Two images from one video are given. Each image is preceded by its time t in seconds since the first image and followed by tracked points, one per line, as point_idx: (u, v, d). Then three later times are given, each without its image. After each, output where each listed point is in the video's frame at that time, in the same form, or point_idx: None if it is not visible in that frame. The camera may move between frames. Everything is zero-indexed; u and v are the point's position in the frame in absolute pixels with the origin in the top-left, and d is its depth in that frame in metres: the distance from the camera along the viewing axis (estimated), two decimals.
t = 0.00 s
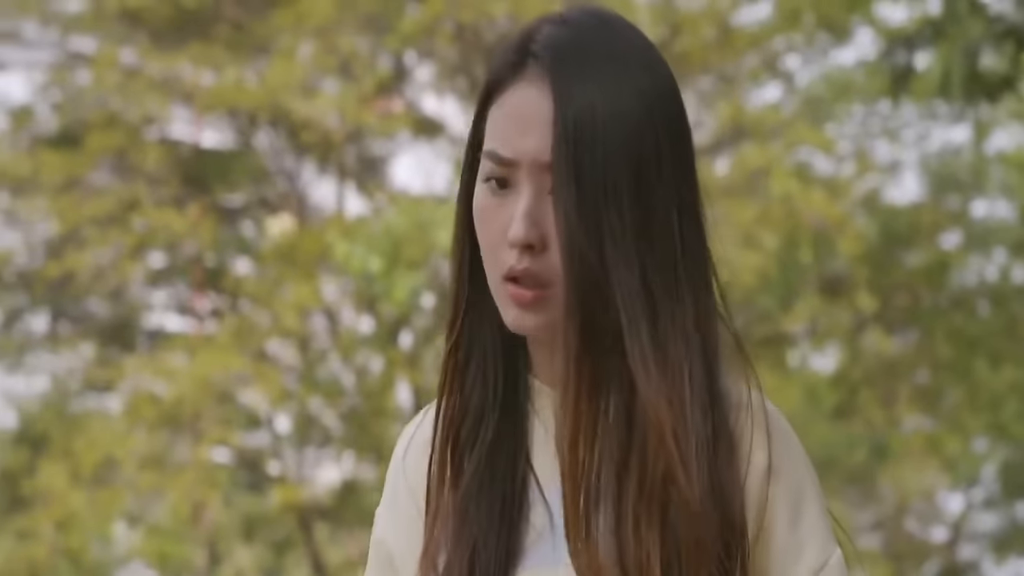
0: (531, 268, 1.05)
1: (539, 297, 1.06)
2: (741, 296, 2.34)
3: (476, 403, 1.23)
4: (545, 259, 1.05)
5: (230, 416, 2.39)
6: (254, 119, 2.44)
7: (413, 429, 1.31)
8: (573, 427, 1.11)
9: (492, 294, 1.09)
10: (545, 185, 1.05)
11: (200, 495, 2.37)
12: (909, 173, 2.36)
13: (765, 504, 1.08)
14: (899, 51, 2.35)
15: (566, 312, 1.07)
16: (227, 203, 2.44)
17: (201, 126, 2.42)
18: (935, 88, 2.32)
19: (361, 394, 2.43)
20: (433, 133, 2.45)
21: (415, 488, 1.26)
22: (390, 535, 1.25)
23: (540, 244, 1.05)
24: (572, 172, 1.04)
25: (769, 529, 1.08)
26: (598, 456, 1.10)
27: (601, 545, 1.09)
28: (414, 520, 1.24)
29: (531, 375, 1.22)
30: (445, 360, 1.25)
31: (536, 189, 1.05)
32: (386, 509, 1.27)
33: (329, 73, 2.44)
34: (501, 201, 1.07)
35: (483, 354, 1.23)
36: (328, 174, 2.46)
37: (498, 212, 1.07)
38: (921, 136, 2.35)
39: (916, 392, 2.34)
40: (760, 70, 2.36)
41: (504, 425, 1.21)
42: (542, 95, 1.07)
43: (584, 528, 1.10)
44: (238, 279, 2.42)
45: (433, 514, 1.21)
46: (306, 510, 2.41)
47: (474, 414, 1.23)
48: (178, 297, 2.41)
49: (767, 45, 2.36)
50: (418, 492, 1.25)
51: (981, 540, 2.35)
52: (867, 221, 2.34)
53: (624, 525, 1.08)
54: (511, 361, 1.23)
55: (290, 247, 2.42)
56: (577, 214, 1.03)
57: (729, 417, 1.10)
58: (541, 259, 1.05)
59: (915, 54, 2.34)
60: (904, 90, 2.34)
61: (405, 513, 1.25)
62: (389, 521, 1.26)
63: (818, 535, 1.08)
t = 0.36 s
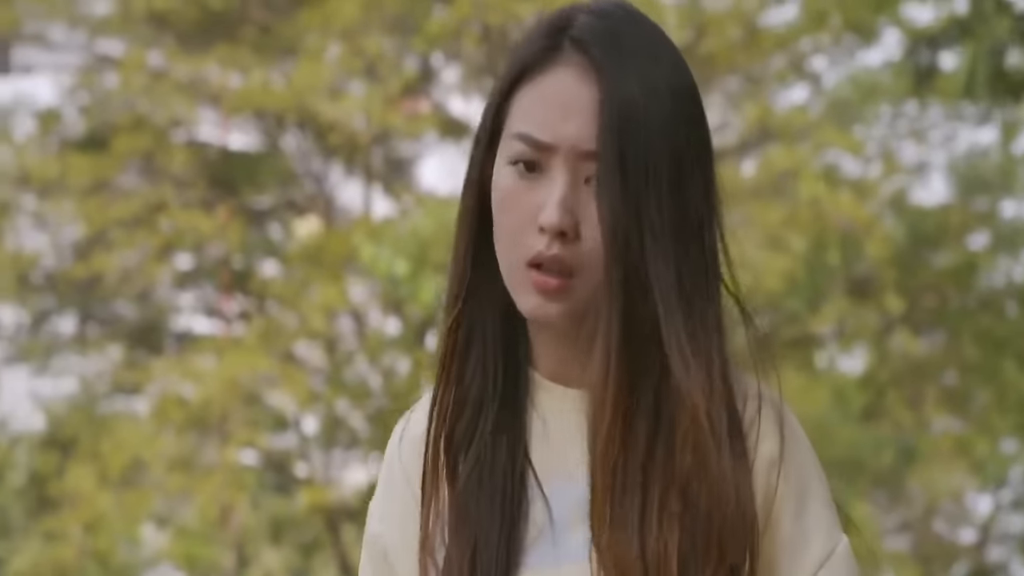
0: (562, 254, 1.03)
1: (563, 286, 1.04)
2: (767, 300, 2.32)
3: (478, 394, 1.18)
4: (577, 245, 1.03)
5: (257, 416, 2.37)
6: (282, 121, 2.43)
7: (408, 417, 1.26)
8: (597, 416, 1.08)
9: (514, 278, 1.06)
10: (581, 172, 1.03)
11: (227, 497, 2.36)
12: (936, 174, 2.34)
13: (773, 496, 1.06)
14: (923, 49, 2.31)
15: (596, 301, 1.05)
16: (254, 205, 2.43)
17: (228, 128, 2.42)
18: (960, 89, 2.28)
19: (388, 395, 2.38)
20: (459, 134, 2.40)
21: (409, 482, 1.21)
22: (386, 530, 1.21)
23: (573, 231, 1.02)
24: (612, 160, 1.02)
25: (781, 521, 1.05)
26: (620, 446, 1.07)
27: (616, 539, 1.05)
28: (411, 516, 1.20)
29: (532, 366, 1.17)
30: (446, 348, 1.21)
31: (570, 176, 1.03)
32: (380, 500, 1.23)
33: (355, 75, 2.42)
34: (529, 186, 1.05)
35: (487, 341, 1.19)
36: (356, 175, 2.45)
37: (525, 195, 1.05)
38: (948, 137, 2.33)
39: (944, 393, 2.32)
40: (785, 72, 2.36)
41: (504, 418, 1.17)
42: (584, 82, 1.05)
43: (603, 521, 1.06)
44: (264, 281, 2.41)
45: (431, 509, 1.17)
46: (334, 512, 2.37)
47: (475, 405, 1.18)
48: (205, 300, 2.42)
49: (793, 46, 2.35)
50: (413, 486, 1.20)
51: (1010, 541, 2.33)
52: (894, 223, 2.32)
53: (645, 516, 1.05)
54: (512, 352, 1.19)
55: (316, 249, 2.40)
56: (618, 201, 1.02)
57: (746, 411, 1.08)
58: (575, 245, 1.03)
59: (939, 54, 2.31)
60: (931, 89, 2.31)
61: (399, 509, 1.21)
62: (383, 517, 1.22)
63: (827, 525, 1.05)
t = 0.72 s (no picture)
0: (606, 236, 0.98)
1: (601, 268, 0.99)
2: (789, 302, 2.31)
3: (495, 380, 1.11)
4: (621, 228, 0.98)
5: (278, 420, 2.36)
6: (302, 124, 2.42)
7: (406, 411, 1.17)
8: (632, 409, 1.02)
9: (544, 262, 1.01)
10: (626, 155, 0.99)
11: (249, 501, 2.35)
12: (957, 176, 2.31)
13: (786, 485, 1.01)
14: (942, 49, 2.30)
15: (633, 286, 1.00)
16: (276, 208, 2.43)
17: (249, 130, 2.42)
18: (979, 91, 2.27)
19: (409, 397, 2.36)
20: (480, 136, 2.39)
21: (415, 472, 1.12)
22: (389, 520, 1.11)
23: (620, 212, 0.98)
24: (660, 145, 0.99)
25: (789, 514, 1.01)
26: (654, 440, 1.01)
27: (636, 530, 1.00)
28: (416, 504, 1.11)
29: (542, 359, 1.10)
30: (460, 334, 1.13)
31: (616, 156, 0.99)
32: (375, 494, 1.13)
33: (376, 78, 2.41)
34: (570, 164, 1.01)
35: (502, 332, 1.12)
36: (378, 178, 2.43)
37: (563, 173, 1.01)
38: (970, 138, 2.30)
39: (965, 396, 2.29)
40: (807, 74, 2.34)
41: (516, 412, 1.09)
42: (633, 69, 1.01)
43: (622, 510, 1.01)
44: (286, 284, 2.40)
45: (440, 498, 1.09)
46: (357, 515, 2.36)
47: (488, 397, 1.11)
48: (226, 303, 2.41)
49: (814, 48, 2.34)
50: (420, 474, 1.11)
51: None
52: (915, 226, 2.30)
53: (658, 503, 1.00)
54: (525, 343, 1.12)
55: (337, 252, 2.39)
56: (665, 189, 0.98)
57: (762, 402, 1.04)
58: (618, 225, 0.98)
59: (959, 54, 2.29)
60: (953, 90, 2.29)
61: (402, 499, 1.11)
62: (384, 506, 1.12)
63: (838, 519, 1.01)
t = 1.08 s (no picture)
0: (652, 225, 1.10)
1: (645, 258, 1.11)
2: (806, 311, 2.29)
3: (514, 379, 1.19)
4: (666, 219, 1.10)
5: (295, 431, 2.35)
6: (319, 135, 2.42)
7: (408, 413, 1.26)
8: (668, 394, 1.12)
9: (587, 252, 1.12)
10: (671, 150, 1.12)
11: (266, 512, 2.34)
12: (974, 186, 2.29)
13: (807, 477, 1.09)
14: (958, 56, 2.31)
15: (672, 276, 1.12)
16: (291, 219, 2.41)
17: (266, 141, 2.42)
18: (995, 100, 2.29)
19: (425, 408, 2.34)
20: (497, 147, 2.38)
21: (424, 473, 1.21)
22: (390, 523, 1.21)
23: (665, 204, 1.10)
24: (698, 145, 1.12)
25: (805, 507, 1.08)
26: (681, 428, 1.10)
27: (663, 515, 1.07)
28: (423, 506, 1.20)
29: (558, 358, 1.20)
30: (477, 336, 1.22)
31: (661, 152, 1.11)
32: (378, 494, 1.23)
33: (393, 89, 2.41)
34: (616, 159, 1.12)
35: (524, 333, 1.20)
36: (394, 189, 2.42)
37: (611, 167, 1.12)
38: (987, 147, 2.29)
39: (981, 407, 2.27)
40: (824, 83, 2.33)
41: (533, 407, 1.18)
42: (676, 68, 1.14)
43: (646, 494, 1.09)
44: (302, 294, 2.39)
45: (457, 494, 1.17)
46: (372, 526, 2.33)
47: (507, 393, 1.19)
48: (243, 314, 2.41)
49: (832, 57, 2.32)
50: (426, 476, 1.21)
51: None
52: (933, 237, 2.29)
53: (689, 494, 1.06)
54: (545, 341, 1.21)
55: (354, 263, 2.39)
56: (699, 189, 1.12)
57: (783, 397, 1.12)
58: (663, 217, 1.10)
59: (975, 62, 2.30)
60: (971, 100, 2.30)
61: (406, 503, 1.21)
62: (386, 508, 1.22)
63: (854, 518, 1.09)
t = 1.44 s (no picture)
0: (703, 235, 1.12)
1: (696, 268, 1.12)
2: (821, 334, 2.27)
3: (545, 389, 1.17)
4: (714, 231, 1.13)
5: (308, 456, 2.35)
6: (332, 160, 2.42)
7: (410, 426, 1.24)
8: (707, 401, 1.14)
9: (639, 260, 1.12)
10: (715, 163, 1.15)
11: (279, 537, 2.34)
12: (988, 210, 2.28)
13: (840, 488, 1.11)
14: (969, 79, 2.31)
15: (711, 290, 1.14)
16: (305, 244, 2.41)
17: (280, 165, 2.42)
18: (1006, 123, 2.29)
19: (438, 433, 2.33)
20: (510, 172, 2.37)
21: (428, 482, 1.18)
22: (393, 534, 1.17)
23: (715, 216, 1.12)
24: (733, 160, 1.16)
25: (836, 516, 1.11)
26: (721, 434, 1.12)
27: (708, 521, 1.08)
28: (434, 517, 1.16)
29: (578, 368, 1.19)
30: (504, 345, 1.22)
31: (708, 165, 1.14)
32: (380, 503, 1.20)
33: (406, 114, 2.42)
34: (668, 169, 1.13)
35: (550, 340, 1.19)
36: (408, 214, 2.42)
37: (663, 176, 1.13)
38: (1001, 171, 2.29)
39: (996, 431, 2.25)
40: (837, 107, 2.32)
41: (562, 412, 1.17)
42: (714, 85, 1.17)
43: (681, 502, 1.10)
44: (316, 319, 2.39)
45: (484, 503, 1.14)
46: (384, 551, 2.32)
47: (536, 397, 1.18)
48: (257, 339, 2.40)
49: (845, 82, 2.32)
50: (440, 490, 1.17)
51: None
52: (946, 262, 2.28)
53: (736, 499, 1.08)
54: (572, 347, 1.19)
55: (367, 287, 2.39)
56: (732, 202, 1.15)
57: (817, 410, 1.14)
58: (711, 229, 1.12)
59: (986, 85, 2.30)
60: (983, 124, 2.29)
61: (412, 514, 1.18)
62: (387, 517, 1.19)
63: (882, 531, 1.12)
